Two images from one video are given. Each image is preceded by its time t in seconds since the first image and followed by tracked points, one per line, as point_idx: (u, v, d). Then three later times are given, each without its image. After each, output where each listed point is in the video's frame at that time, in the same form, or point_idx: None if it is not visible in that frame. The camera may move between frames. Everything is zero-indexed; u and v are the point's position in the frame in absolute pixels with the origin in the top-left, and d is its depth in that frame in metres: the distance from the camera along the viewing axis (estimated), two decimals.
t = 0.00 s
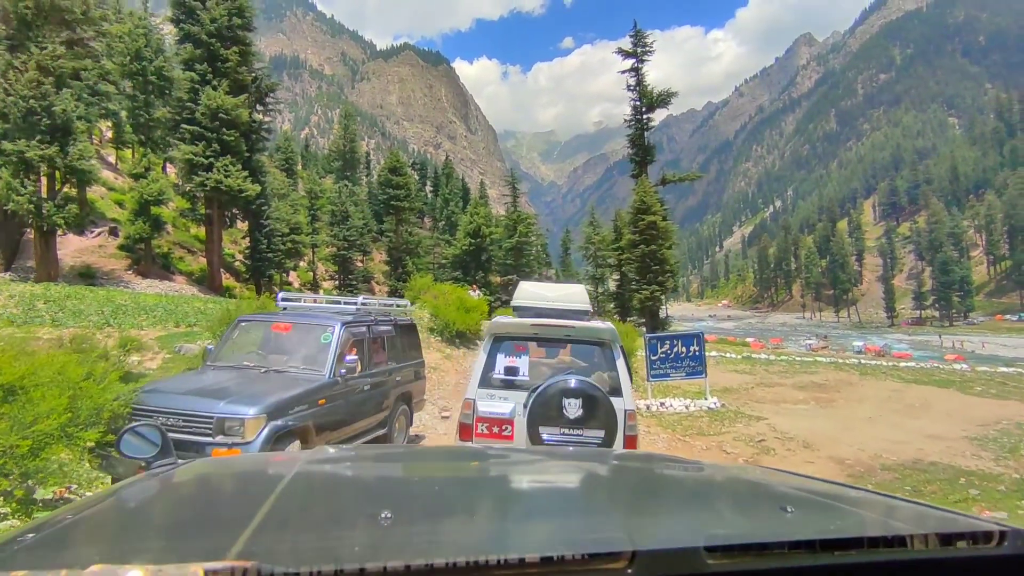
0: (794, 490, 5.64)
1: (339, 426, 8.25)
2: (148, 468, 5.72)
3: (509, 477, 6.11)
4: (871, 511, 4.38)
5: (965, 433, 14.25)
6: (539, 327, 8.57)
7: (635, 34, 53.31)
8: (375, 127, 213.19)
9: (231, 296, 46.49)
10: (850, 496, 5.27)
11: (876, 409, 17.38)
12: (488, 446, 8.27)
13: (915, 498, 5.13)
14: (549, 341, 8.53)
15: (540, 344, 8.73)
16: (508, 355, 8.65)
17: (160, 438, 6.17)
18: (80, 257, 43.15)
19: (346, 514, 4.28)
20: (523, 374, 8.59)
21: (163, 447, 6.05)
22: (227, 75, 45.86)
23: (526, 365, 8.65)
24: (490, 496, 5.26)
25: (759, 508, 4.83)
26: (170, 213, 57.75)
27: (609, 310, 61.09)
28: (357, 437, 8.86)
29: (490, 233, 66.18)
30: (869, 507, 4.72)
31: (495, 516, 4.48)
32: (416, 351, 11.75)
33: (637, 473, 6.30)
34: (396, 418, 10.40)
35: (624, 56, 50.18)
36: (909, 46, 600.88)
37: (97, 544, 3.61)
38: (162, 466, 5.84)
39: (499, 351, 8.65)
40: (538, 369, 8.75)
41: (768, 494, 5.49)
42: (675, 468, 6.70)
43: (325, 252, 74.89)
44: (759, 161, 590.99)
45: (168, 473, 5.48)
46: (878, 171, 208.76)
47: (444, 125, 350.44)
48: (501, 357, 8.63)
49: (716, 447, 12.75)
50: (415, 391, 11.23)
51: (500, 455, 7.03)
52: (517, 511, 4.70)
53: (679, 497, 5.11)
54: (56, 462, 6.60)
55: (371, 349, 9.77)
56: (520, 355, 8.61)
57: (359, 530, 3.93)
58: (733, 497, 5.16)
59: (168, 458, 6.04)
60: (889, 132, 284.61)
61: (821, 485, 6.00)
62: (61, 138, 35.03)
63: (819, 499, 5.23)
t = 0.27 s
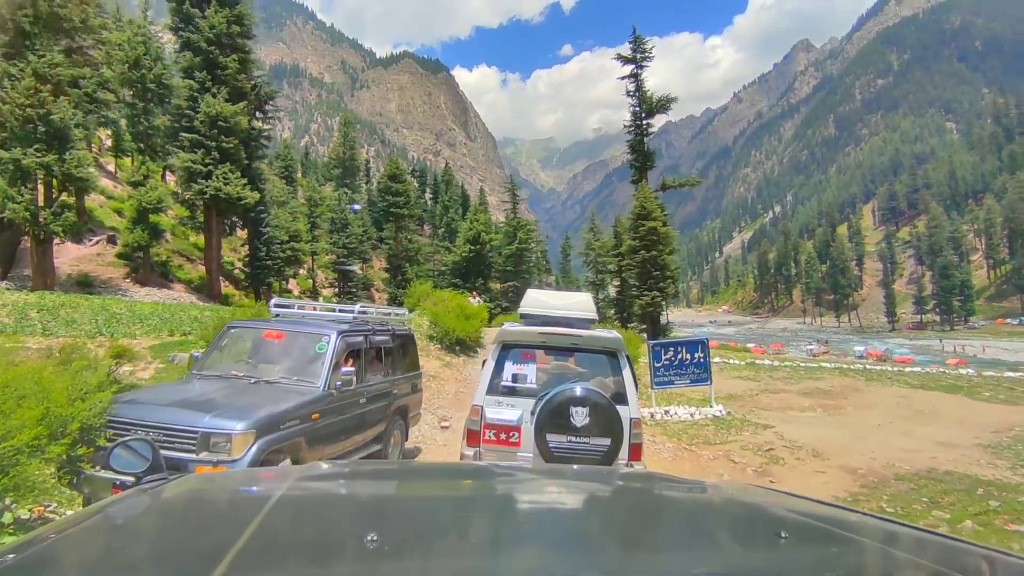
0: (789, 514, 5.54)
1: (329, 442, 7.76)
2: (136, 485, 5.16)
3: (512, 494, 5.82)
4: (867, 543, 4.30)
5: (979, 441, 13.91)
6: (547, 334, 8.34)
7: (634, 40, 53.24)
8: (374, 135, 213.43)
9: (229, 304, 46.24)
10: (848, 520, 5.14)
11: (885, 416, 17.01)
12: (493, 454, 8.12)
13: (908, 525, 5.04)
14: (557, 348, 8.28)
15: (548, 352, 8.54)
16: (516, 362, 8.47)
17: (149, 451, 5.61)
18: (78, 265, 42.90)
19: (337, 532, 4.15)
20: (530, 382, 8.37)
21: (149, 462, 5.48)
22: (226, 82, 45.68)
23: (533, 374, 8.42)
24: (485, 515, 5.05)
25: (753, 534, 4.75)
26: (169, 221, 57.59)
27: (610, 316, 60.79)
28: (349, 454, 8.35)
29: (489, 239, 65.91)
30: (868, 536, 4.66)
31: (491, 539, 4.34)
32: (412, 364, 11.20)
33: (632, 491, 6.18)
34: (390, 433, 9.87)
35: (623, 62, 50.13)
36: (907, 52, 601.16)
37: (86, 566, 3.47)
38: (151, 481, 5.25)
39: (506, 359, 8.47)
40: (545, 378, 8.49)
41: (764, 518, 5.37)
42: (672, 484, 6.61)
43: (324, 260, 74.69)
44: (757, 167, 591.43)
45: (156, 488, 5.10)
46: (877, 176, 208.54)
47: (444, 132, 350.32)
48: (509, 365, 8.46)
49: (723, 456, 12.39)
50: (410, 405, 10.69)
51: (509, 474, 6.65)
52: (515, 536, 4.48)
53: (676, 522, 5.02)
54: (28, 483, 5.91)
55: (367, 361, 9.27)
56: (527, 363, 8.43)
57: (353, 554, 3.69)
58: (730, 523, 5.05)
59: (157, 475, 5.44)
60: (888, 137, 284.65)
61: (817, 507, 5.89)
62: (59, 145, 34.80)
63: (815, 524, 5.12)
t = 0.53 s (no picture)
0: (784, 516, 5.44)
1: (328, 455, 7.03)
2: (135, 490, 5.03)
3: (512, 496, 5.65)
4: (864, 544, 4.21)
5: (987, 442, 13.67)
6: (549, 342, 8.16)
7: (629, 43, 53.13)
8: (370, 140, 212.92)
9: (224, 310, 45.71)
10: (843, 522, 5.05)
11: (890, 418, 16.69)
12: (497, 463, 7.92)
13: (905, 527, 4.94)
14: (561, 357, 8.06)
15: (550, 361, 8.35)
16: (519, 370, 8.19)
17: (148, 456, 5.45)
18: (70, 272, 42.23)
19: (330, 530, 3.98)
20: (535, 389, 8.13)
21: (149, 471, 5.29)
22: (220, 87, 45.31)
23: (538, 383, 8.18)
24: (482, 517, 4.87)
25: (747, 537, 4.66)
26: (163, 227, 57.01)
27: (608, 320, 60.47)
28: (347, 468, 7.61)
29: (486, 243, 65.57)
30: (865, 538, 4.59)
31: (488, 540, 4.18)
32: (406, 370, 10.54)
33: (630, 494, 6.03)
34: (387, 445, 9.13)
35: (619, 65, 50.02)
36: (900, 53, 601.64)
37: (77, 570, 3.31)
38: (150, 488, 5.01)
39: (509, 368, 8.20)
40: (550, 385, 8.27)
41: (761, 521, 5.25)
42: (665, 488, 6.50)
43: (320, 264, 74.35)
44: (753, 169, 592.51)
45: (154, 493, 4.82)
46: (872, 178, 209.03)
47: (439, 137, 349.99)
48: (512, 373, 8.19)
49: (729, 461, 12.04)
50: (405, 413, 9.99)
51: (513, 479, 6.36)
52: (515, 538, 4.29)
53: (675, 525, 4.88)
54: None
55: (365, 366, 8.56)
56: (531, 370, 8.17)
57: (349, 553, 3.51)
58: (728, 527, 4.92)
59: (157, 479, 5.33)
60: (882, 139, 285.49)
61: (813, 510, 5.77)
62: (50, 150, 34.37)
63: (813, 526, 5.00)
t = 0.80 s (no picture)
0: (775, 522, 5.21)
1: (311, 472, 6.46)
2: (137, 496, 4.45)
3: (511, 498, 5.37)
4: (856, 551, 4.03)
5: (992, 442, 13.43)
6: (552, 349, 8.01)
7: (621, 44, 52.96)
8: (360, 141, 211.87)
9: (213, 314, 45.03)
10: (834, 530, 4.86)
11: (891, 417, 16.43)
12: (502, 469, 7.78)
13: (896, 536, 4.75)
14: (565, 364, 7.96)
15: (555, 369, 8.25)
16: (523, 377, 8.10)
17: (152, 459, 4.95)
18: (55, 276, 41.35)
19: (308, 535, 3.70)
20: (539, 397, 8.03)
21: (152, 469, 4.86)
22: (207, 88, 44.64)
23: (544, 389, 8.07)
24: (471, 520, 4.56)
25: (738, 545, 4.41)
26: (151, 230, 56.14)
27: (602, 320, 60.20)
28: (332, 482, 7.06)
29: (478, 245, 65.00)
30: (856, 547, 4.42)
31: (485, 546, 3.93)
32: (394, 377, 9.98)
33: (627, 497, 5.74)
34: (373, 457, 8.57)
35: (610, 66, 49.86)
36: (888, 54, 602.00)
37: None
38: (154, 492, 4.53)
39: (512, 374, 8.09)
40: (554, 392, 8.14)
41: (752, 528, 4.98)
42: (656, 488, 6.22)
43: (311, 267, 73.53)
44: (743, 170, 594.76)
45: (157, 499, 4.38)
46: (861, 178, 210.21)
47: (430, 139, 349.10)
48: (515, 379, 8.10)
49: (732, 464, 11.65)
50: (393, 421, 9.48)
51: (516, 483, 6.00)
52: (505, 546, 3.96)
53: (664, 534, 4.61)
54: None
55: (351, 373, 8.05)
56: (535, 378, 8.07)
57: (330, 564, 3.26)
58: (721, 533, 4.67)
59: (161, 483, 4.81)
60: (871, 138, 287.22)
61: (803, 515, 5.56)
62: (33, 152, 33.59)
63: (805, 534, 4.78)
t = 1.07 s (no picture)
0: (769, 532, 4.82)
1: (286, 481, 5.95)
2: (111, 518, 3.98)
3: (502, 519, 5.01)
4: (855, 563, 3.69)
5: (993, 436, 13.19)
6: (543, 343, 7.92)
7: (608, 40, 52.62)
8: (347, 139, 210.15)
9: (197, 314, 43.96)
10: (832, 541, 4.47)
11: (888, 411, 16.19)
12: (497, 463, 7.80)
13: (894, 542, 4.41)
14: (558, 358, 7.92)
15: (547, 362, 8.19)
16: (515, 371, 8.05)
17: (133, 476, 4.37)
18: (32, 277, 40.01)
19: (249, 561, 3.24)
20: (531, 390, 8.01)
21: (132, 487, 4.29)
22: (190, 84, 43.54)
23: (536, 382, 8.04)
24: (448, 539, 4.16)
25: (728, 556, 4.04)
26: (133, 230, 54.81)
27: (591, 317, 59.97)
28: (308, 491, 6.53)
29: (467, 242, 64.34)
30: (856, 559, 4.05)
31: (467, 565, 3.56)
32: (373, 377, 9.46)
33: (620, 515, 5.41)
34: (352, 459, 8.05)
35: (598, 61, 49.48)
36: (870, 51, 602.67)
37: None
38: (132, 509, 4.11)
39: (504, 368, 8.02)
40: (546, 385, 8.09)
41: (743, 539, 4.57)
42: (647, 506, 5.91)
43: (297, 266, 72.69)
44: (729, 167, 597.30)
45: (137, 521, 3.92)
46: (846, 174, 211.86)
47: (417, 136, 347.16)
48: (508, 373, 8.04)
49: (732, 462, 11.28)
50: (374, 423, 9.00)
51: (505, 502, 5.61)
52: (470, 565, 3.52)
53: (652, 549, 4.15)
54: None
55: (329, 370, 7.53)
56: (527, 372, 8.02)
57: None
58: (710, 547, 4.26)
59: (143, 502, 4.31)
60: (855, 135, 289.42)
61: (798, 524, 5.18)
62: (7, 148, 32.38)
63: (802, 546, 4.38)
